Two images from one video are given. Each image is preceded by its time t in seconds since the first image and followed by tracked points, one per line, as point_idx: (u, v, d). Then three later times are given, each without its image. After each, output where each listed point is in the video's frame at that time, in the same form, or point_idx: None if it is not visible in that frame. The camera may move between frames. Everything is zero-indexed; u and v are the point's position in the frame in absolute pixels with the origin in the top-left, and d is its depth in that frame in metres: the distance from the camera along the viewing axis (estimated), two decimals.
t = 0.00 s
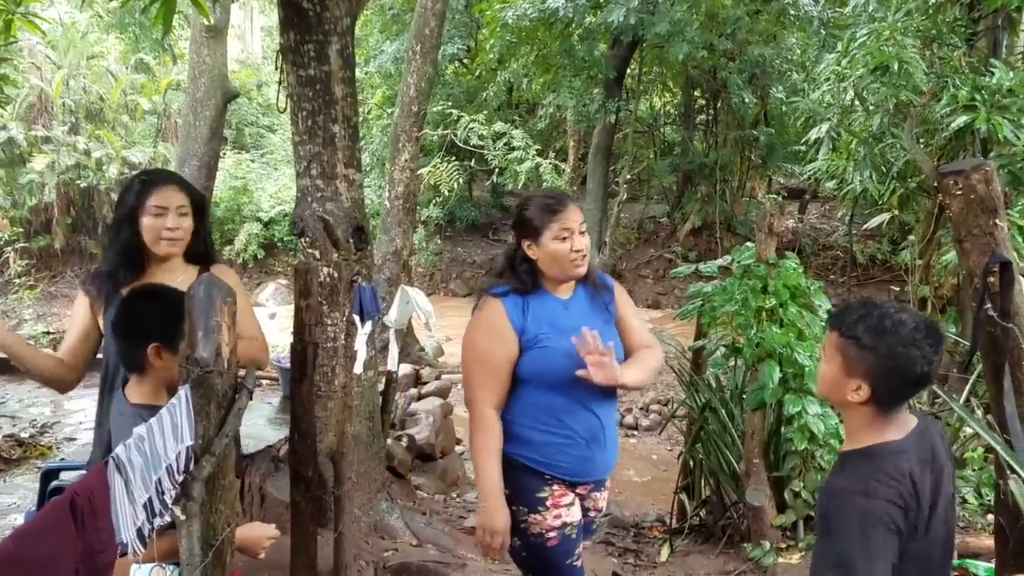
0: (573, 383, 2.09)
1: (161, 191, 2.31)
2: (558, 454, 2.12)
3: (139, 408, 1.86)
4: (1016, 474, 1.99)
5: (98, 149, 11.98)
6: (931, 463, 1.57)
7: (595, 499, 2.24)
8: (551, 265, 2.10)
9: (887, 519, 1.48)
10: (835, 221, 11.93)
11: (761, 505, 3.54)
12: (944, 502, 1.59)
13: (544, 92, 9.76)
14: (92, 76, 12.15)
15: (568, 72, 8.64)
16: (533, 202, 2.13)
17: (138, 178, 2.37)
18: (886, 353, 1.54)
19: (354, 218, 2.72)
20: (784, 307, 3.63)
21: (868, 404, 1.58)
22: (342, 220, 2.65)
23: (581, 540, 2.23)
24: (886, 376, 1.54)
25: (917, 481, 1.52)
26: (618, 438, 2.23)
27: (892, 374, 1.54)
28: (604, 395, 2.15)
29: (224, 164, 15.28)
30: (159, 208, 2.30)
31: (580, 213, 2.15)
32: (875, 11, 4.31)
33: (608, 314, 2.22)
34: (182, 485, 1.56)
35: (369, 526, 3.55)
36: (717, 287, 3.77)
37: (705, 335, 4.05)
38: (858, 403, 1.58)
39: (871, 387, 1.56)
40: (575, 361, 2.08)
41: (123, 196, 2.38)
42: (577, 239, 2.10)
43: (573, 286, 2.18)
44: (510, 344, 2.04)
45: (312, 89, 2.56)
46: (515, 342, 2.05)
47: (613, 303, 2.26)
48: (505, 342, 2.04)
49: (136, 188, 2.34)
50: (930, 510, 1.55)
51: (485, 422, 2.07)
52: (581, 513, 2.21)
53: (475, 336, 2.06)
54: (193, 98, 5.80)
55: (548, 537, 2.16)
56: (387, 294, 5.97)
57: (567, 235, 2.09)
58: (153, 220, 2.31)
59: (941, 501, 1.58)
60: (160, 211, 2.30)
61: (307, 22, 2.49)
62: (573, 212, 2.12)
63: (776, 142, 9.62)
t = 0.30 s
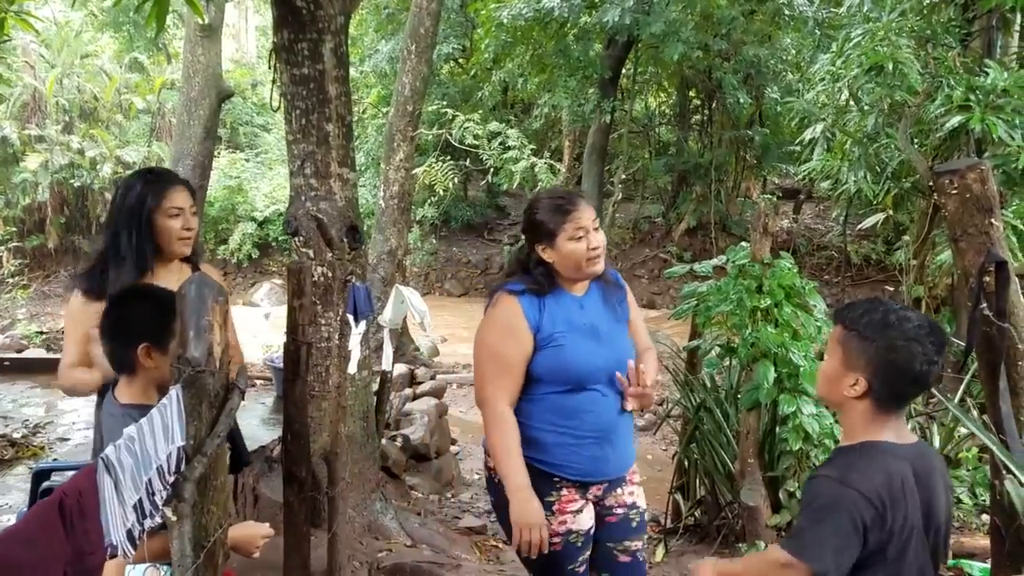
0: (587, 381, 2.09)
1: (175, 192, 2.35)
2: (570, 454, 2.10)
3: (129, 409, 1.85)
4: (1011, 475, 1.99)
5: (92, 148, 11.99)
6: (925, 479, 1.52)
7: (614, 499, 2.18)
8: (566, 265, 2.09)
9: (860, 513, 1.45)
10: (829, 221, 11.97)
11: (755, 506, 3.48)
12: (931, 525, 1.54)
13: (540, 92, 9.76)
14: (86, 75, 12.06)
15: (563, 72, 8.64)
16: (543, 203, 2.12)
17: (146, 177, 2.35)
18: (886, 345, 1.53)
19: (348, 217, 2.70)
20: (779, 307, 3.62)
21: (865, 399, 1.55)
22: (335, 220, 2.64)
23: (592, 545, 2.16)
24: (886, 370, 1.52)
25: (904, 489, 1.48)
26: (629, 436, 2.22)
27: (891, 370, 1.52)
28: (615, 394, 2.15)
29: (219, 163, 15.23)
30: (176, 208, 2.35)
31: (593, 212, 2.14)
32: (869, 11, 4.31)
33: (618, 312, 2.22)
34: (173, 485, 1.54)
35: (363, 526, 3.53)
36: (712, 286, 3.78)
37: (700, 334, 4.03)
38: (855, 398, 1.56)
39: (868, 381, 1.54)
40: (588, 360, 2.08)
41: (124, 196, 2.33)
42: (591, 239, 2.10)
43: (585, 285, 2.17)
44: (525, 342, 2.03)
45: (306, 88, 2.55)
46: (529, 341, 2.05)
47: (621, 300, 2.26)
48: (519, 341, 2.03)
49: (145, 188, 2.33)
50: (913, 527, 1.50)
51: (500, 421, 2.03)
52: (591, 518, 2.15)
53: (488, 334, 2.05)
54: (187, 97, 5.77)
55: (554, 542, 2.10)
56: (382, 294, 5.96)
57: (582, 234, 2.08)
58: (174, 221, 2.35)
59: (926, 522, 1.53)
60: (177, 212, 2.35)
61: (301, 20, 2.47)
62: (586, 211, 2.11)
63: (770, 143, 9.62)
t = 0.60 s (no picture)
0: (588, 381, 2.08)
1: (188, 198, 2.37)
2: (568, 454, 2.10)
3: (130, 410, 1.84)
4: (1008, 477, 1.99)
5: (86, 148, 11.97)
6: (919, 484, 1.50)
7: (626, 504, 2.16)
8: (584, 264, 2.10)
9: (857, 524, 1.42)
10: (824, 221, 12.01)
11: (751, 506, 3.57)
12: (924, 528, 1.52)
13: (535, 92, 9.76)
14: (80, 75, 12.00)
15: (558, 73, 8.65)
16: (569, 200, 2.14)
17: (158, 183, 2.35)
18: (871, 350, 1.50)
19: (344, 218, 2.70)
20: (774, 308, 3.64)
21: (853, 404, 1.53)
22: (332, 221, 2.64)
23: (593, 549, 2.16)
24: (871, 375, 1.50)
25: (898, 496, 1.46)
26: (637, 444, 2.17)
27: (877, 374, 1.49)
28: (621, 398, 2.12)
29: (214, 162, 15.18)
30: (187, 215, 2.36)
31: (619, 214, 2.15)
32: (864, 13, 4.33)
33: (636, 317, 2.19)
34: (170, 489, 1.53)
35: (360, 528, 3.53)
36: (708, 287, 3.78)
37: (696, 335, 4.04)
38: (843, 403, 1.54)
39: (854, 386, 1.52)
40: (592, 359, 2.07)
41: (136, 202, 2.32)
42: (612, 240, 2.10)
43: (604, 286, 2.17)
44: (526, 336, 2.06)
45: (302, 89, 2.55)
46: (531, 335, 2.07)
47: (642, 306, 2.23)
48: (521, 333, 2.06)
49: (158, 194, 2.33)
50: (907, 533, 1.48)
51: (490, 411, 2.07)
52: (593, 524, 2.14)
53: (492, 325, 2.09)
54: (182, 97, 5.76)
55: (549, 543, 2.13)
56: (378, 294, 5.96)
57: (604, 233, 2.10)
58: (185, 228, 2.36)
59: (920, 529, 1.51)
60: (190, 219, 2.37)
61: (297, 22, 2.48)
62: (610, 212, 2.13)
63: (765, 143, 9.61)
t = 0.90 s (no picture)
0: (593, 376, 2.07)
1: (185, 196, 2.35)
2: (574, 449, 2.09)
3: (123, 411, 1.84)
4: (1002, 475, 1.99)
5: (78, 148, 11.93)
6: (915, 489, 1.48)
7: (640, 511, 2.10)
8: (604, 261, 2.11)
9: (863, 536, 1.39)
10: (817, 220, 12.05)
11: (745, 504, 3.57)
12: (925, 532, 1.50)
13: (529, 91, 9.75)
14: (72, 74, 11.93)
15: (552, 72, 8.63)
16: (597, 196, 2.15)
17: (155, 181, 2.32)
18: (853, 350, 1.50)
19: (338, 218, 2.70)
20: (768, 307, 3.64)
21: (835, 404, 1.54)
22: (326, 220, 2.63)
23: (602, 550, 2.14)
24: (852, 374, 1.50)
25: (896, 503, 1.44)
26: (653, 448, 2.09)
27: (858, 373, 1.49)
28: (634, 398, 2.08)
29: (206, 162, 15.13)
30: (183, 214, 2.34)
31: (646, 213, 2.14)
32: (856, 12, 4.33)
33: (662, 318, 2.12)
34: (164, 489, 1.53)
35: (354, 528, 3.52)
36: (702, 286, 3.81)
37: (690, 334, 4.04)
38: (827, 403, 1.55)
39: (837, 386, 1.52)
40: (598, 356, 2.06)
41: (133, 202, 2.30)
42: (632, 238, 2.09)
43: (629, 285, 2.15)
44: (532, 328, 2.13)
45: (296, 88, 2.54)
46: (540, 329, 2.13)
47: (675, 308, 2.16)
48: (529, 325, 2.13)
49: (155, 193, 2.30)
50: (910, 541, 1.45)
51: (491, 396, 2.17)
52: (602, 525, 2.11)
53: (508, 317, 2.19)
54: (175, 96, 5.73)
55: (556, 537, 2.13)
56: (372, 294, 5.95)
57: (628, 232, 2.09)
58: (181, 227, 2.34)
59: (921, 533, 1.48)
60: (187, 217, 2.35)
61: (290, 20, 2.46)
62: (637, 210, 2.12)
63: (758, 142, 9.57)
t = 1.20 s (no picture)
0: (599, 372, 2.10)
1: (173, 193, 2.31)
2: (576, 440, 2.13)
3: (113, 410, 1.82)
4: (995, 473, 2.01)
5: (71, 147, 11.90)
6: (908, 499, 1.43)
7: (644, 512, 2.08)
8: (626, 259, 2.11)
9: (830, 548, 1.37)
10: (811, 218, 12.07)
11: (739, 502, 3.60)
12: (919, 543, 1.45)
13: (523, 90, 9.75)
14: (65, 73, 11.89)
15: (546, 70, 8.63)
16: (629, 196, 2.14)
17: (142, 179, 2.31)
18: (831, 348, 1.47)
19: (332, 216, 2.69)
20: (762, 305, 3.65)
21: (818, 405, 1.50)
22: (320, 219, 2.63)
23: (606, 545, 2.14)
24: (827, 374, 1.47)
25: (879, 514, 1.40)
26: (653, 450, 2.06)
27: (836, 375, 1.46)
28: (637, 398, 2.07)
29: (199, 161, 15.09)
30: (170, 212, 2.31)
31: (676, 217, 2.12)
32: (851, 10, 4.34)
33: (682, 322, 2.08)
34: (156, 489, 1.52)
35: (348, 527, 3.51)
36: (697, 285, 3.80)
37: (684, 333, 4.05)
38: (810, 404, 1.52)
39: (818, 388, 1.49)
40: (603, 351, 2.08)
41: (120, 199, 2.30)
42: (655, 237, 2.08)
43: (657, 285, 2.13)
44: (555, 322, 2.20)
45: (289, 86, 2.53)
46: (563, 321, 2.20)
47: (700, 314, 2.10)
48: (554, 318, 2.21)
49: (141, 190, 2.29)
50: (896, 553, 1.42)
51: (525, 384, 2.29)
52: (605, 519, 2.12)
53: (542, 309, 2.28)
54: (168, 94, 5.71)
55: (560, 525, 2.16)
56: (367, 292, 5.95)
57: (654, 235, 2.08)
58: (168, 225, 2.31)
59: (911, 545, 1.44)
60: (174, 215, 2.32)
61: (283, 18, 2.45)
62: (667, 213, 2.10)
63: (753, 141, 9.45)
